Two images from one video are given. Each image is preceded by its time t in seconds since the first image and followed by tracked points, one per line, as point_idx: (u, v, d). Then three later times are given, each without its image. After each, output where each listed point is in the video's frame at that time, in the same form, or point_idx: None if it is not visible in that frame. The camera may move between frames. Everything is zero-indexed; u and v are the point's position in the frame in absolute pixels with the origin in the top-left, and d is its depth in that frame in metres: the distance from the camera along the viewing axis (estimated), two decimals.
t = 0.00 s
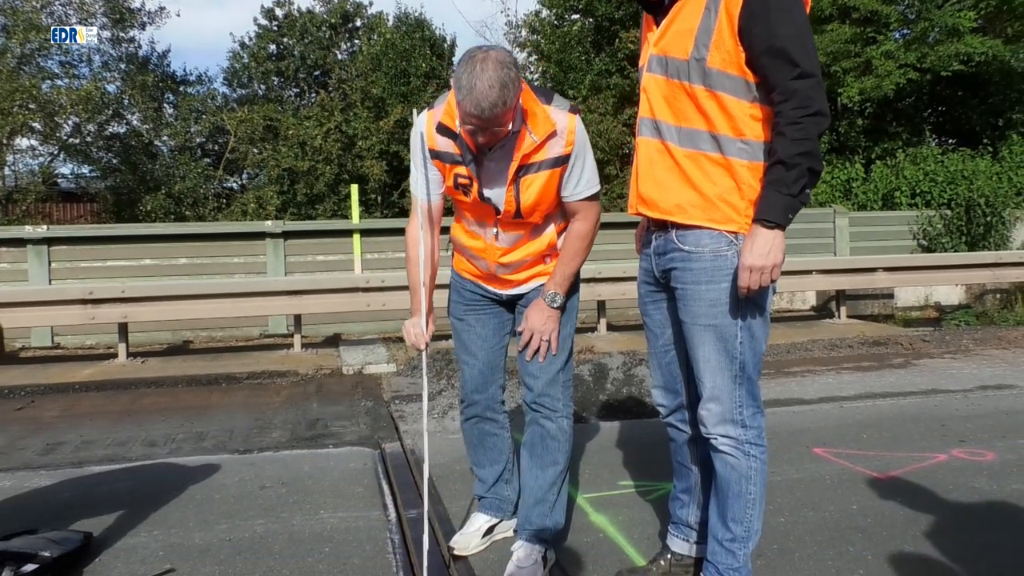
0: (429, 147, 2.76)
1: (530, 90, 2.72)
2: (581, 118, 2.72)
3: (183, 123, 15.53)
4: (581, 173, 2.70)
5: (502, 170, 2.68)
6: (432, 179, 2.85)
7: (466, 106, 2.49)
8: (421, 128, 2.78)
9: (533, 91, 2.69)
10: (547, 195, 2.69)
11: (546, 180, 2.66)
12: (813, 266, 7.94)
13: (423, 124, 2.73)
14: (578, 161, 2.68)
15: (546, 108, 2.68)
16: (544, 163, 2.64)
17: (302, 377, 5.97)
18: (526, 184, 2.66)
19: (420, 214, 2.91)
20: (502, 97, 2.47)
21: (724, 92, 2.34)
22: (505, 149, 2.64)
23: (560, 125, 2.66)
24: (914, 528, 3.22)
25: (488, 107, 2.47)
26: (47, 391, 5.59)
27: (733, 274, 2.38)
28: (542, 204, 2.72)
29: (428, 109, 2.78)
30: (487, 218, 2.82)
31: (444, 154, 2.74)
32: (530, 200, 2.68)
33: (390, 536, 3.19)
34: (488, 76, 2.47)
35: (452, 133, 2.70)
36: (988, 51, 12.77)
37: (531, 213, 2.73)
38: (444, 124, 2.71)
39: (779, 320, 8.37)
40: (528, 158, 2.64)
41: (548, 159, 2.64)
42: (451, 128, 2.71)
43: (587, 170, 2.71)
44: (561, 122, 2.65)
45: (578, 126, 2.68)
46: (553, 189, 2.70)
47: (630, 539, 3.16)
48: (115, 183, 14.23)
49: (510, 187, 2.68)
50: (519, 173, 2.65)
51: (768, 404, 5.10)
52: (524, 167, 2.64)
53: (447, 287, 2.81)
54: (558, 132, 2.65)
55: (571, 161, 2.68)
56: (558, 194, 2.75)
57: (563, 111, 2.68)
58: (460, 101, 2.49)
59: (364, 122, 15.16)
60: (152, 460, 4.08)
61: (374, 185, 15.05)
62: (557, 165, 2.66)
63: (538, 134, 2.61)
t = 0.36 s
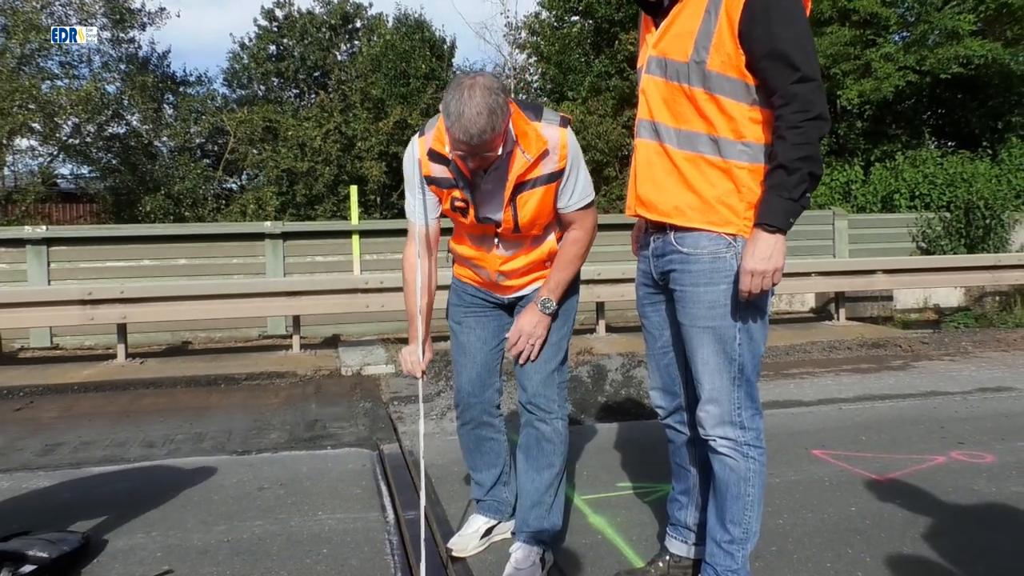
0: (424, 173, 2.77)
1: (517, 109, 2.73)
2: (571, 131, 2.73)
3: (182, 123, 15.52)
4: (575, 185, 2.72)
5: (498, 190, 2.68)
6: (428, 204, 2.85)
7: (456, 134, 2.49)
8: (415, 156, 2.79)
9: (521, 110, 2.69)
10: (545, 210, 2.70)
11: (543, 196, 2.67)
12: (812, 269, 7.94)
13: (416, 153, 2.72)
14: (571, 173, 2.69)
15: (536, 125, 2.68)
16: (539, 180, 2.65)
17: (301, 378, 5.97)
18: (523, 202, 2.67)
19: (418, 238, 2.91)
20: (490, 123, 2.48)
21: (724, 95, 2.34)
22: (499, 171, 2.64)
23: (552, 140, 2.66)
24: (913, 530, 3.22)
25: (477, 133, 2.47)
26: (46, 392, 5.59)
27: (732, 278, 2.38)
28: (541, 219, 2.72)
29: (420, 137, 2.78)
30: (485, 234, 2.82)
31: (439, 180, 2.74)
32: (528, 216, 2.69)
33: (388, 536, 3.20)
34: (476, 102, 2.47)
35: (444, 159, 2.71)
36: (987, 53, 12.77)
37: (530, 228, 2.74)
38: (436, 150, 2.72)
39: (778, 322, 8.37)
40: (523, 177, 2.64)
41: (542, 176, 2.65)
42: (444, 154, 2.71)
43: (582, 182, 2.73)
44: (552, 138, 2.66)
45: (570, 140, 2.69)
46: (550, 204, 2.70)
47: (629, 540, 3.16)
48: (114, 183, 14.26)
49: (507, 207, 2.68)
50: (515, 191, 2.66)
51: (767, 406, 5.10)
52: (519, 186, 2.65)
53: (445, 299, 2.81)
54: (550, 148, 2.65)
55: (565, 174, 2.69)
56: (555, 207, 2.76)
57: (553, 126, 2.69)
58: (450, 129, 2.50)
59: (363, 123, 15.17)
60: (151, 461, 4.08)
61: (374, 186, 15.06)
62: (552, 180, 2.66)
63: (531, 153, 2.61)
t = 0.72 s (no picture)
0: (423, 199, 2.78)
1: (510, 129, 2.74)
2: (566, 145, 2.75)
3: (181, 124, 15.51)
4: (572, 198, 2.73)
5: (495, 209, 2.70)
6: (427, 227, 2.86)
7: (450, 161, 2.51)
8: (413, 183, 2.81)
9: (514, 131, 2.71)
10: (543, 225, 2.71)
11: (541, 212, 2.68)
12: (811, 270, 7.94)
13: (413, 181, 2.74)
14: (568, 188, 2.71)
15: (531, 143, 2.70)
16: (536, 197, 2.66)
17: (299, 379, 5.97)
18: (521, 219, 2.68)
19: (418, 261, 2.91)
20: (483, 147, 2.49)
21: (720, 95, 2.35)
22: (495, 192, 2.65)
23: (548, 158, 2.68)
24: (910, 530, 3.23)
25: (470, 159, 2.48)
26: (44, 393, 5.58)
27: (728, 278, 2.38)
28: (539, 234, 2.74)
29: (416, 164, 2.80)
30: (484, 254, 2.84)
31: (438, 205, 2.76)
32: (527, 231, 2.71)
33: (386, 537, 3.20)
34: (467, 129, 2.49)
35: (440, 184, 2.73)
36: (985, 55, 12.79)
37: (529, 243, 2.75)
38: (432, 176, 2.73)
39: (777, 323, 8.38)
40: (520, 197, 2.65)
41: (539, 193, 2.66)
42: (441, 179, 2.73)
43: (579, 195, 2.75)
44: (547, 155, 2.68)
45: (565, 154, 2.71)
46: (548, 219, 2.71)
47: (628, 542, 3.16)
48: (113, 184, 14.26)
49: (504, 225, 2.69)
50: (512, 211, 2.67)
51: (765, 407, 5.10)
52: (516, 205, 2.66)
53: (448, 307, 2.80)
54: (545, 164, 2.66)
55: (562, 189, 2.70)
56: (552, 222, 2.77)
57: (548, 143, 2.71)
58: (444, 157, 2.51)
59: (362, 124, 15.20)
60: (149, 462, 4.08)
61: (372, 188, 15.11)
62: (549, 196, 2.67)
63: (527, 172, 2.62)
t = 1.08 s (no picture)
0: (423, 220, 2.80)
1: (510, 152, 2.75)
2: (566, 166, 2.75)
3: (179, 125, 15.49)
4: (571, 219, 2.73)
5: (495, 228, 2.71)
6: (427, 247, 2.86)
7: (451, 186, 2.52)
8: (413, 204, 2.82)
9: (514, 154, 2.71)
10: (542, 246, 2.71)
11: (539, 233, 2.68)
12: (810, 271, 7.94)
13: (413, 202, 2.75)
14: (567, 210, 2.71)
15: (530, 165, 2.70)
16: (536, 218, 2.66)
17: (298, 380, 5.97)
18: (520, 240, 2.69)
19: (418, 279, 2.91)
20: (484, 173, 2.50)
21: (715, 96, 2.35)
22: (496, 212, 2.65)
23: (548, 180, 2.69)
24: (910, 530, 3.23)
25: (471, 185, 2.50)
26: (42, 395, 5.57)
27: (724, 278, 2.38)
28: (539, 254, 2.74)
29: (417, 186, 2.81)
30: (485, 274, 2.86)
31: (439, 226, 2.77)
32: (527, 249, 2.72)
33: (386, 538, 3.20)
34: (468, 154, 2.50)
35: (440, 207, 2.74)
36: (983, 55, 12.82)
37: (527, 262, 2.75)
38: (432, 199, 2.75)
39: (775, 323, 8.38)
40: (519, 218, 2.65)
41: (539, 214, 2.66)
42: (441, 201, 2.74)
43: (578, 216, 2.75)
44: (546, 176, 2.68)
45: (564, 175, 2.71)
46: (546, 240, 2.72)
47: (627, 542, 3.16)
48: (111, 186, 14.26)
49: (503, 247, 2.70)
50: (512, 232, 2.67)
51: (764, 408, 5.10)
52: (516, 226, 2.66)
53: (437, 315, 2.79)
54: (545, 186, 2.67)
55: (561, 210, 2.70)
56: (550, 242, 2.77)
57: (547, 165, 2.72)
58: (445, 182, 2.53)
59: (360, 125, 15.23)
60: (148, 463, 4.07)
61: (370, 188, 15.18)
62: (548, 217, 2.67)
63: (526, 195, 2.62)
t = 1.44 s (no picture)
0: (414, 255, 2.86)
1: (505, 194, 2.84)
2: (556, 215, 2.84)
3: (178, 126, 15.49)
4: (551, 269, 2.78)
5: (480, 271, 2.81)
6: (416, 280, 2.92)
7: (454, 227, 2.59)
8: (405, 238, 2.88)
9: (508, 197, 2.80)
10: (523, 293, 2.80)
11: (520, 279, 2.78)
12: (809, 270, 7.95)
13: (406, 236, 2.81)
14: (552, 261, 2.78)
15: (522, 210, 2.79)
16: (520, 263, 2.75)
17: (297, 380, 5.97)
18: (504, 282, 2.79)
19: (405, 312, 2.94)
20: (488, 215, 2.58)
21: (712, 95, 2.35)
22: (485, 256, 2.75)
23: (536, 229, 2.77)
24: (909, 530, 3.22)
25: (475, 226, 2.57)
26: (41, 396, 5.57)
27: (721, 278, 2.38)
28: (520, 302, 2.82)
29: (411, 220, 2.88)
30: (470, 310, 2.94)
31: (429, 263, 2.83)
32: (509, 295, 2.81)
33: (385, 539, 3.19)
34: (473, 197, 2.58)
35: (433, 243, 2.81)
36: (981, 55, 12.84)
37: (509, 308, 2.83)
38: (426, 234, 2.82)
39: (775, 323, 8.38)
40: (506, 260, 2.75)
41: (523, 260, 2.75)
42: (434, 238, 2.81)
43: (559, 268, 2.80)
44: (536, 223, 2.77)
45: (553, 224, 2.79)
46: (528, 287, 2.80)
47: (627, 541, 3.16)
48: (109, 187, 14.25)
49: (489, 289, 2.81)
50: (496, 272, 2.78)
51: (763, 407, 5.10)
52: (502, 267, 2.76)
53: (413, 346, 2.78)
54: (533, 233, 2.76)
55: (544, 259, 2.77)
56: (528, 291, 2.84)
57: (538, 215, 2.79)
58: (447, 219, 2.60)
59: (359, 126, 15.26)
60: (147, 464, 4.07)
61: (369, 189, 15.22)
62: (530, 264, 2.76)
63: (514, 240, 2.72)
